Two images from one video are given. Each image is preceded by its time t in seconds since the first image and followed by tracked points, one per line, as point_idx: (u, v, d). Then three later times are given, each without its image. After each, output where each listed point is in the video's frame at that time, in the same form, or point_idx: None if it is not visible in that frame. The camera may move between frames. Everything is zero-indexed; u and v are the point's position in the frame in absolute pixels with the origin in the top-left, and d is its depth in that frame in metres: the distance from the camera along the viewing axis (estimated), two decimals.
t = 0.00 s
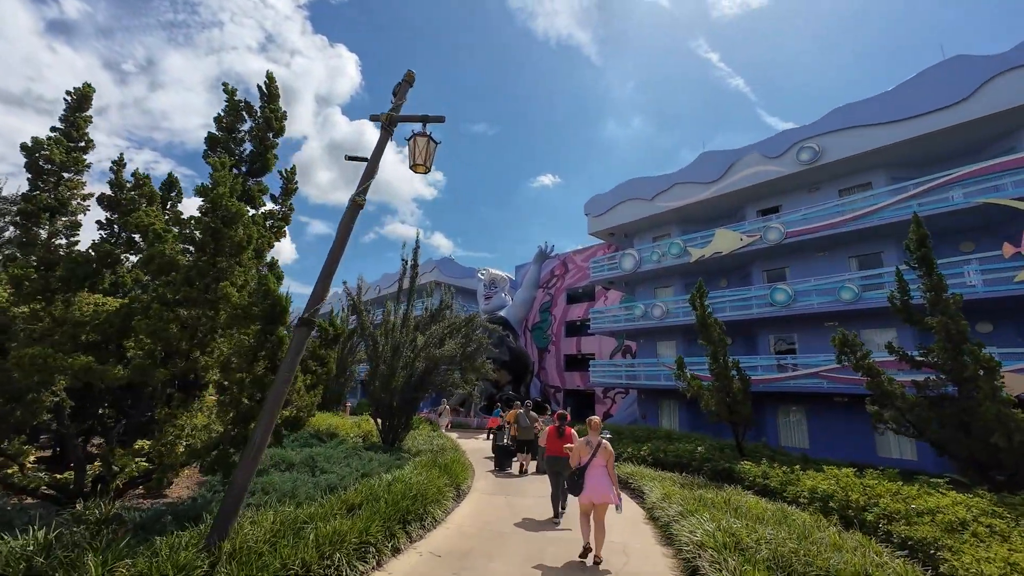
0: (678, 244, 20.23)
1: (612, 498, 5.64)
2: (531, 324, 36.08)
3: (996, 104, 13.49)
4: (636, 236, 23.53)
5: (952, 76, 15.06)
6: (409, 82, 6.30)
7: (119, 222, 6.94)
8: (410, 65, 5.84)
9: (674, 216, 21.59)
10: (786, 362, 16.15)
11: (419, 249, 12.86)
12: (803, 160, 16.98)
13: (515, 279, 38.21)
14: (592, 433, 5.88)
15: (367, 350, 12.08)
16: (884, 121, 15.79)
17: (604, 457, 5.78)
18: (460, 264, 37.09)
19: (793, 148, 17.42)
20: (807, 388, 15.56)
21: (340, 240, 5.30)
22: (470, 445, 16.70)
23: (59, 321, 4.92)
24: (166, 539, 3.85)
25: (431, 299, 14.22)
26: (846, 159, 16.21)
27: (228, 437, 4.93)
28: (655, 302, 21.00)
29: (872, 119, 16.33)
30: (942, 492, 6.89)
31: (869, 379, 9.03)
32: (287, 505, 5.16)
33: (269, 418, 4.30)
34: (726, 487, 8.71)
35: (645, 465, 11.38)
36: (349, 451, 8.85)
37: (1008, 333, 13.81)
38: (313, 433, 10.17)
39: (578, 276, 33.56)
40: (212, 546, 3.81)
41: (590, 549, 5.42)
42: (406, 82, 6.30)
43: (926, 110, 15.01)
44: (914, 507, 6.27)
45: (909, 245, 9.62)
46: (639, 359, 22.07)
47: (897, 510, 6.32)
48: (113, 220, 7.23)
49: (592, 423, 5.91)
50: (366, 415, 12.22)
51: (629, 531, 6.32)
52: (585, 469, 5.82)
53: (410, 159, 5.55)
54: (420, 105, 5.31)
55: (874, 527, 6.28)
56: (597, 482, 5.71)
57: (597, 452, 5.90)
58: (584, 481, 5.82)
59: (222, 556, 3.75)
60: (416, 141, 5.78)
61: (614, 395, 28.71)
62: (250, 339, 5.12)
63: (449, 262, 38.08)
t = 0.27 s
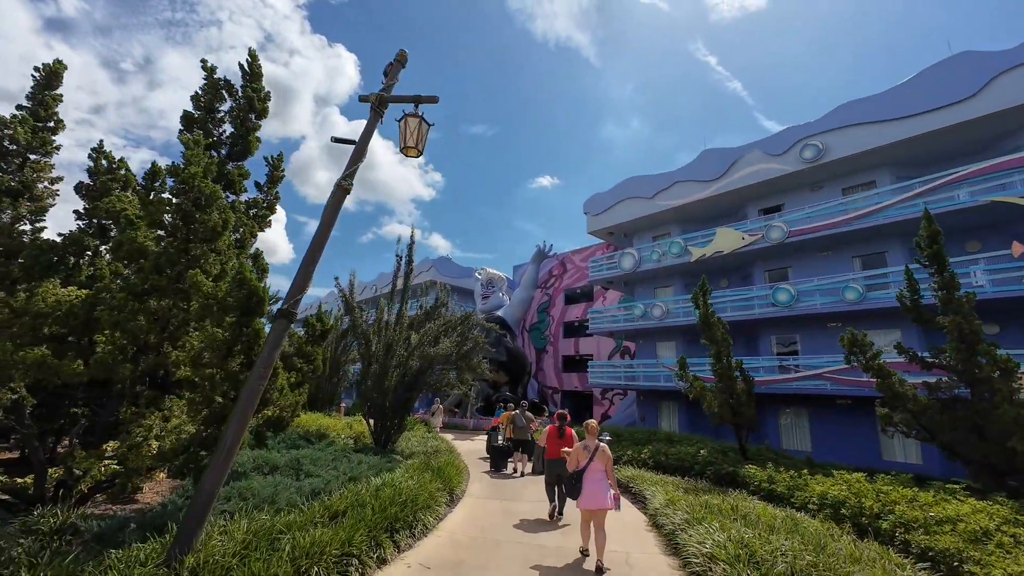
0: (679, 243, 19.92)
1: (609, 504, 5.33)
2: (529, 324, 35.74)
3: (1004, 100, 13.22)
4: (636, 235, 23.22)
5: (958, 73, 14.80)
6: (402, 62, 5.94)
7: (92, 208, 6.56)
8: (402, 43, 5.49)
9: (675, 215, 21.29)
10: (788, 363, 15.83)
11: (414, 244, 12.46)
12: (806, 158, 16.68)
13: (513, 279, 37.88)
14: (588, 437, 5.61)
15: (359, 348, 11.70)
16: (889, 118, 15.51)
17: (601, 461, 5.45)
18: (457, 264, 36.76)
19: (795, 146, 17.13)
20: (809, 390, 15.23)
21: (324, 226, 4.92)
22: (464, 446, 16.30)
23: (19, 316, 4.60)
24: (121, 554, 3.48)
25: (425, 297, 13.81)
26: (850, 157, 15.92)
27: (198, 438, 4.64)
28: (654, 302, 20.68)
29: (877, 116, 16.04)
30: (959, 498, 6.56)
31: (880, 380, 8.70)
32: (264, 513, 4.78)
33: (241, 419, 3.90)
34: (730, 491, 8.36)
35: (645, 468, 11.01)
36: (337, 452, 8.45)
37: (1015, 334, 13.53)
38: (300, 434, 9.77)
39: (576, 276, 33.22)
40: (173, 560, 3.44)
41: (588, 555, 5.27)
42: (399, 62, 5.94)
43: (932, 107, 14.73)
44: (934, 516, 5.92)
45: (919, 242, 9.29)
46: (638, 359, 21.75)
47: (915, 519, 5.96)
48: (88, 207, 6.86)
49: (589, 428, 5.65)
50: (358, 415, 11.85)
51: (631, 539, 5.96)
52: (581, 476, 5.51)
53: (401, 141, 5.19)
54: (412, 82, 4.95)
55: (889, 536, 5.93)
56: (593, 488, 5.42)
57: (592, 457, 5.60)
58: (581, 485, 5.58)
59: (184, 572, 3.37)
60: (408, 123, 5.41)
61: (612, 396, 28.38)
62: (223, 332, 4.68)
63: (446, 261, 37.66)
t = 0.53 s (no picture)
0: (680, 242, 19.62)
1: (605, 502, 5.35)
2: (528, 325, 35.40)
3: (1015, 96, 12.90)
4: (637, 235, 22.90)
5: (966, 69, 14.50)
6: (393, 45, 5.61)
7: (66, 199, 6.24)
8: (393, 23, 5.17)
9: (675, 215, 20.96)
10: (791, 365, 15.52)
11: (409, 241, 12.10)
12: (810, 156, 16.37)
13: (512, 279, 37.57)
14: (585, 435, 5.76)
15: (352, 348, 11.36)
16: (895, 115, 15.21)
17: (598, 458, 5.55)
18: (455, 264, 36.48)
19: (799, 143, 16.83)
20: (813, 392, 14.91)
21: (307, 214, 4.57)
22: (461, 449, 15.93)
23: None
24: None
25: (421, 296, 13.45)
26: (856, 154, 15.61)
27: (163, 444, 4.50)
28: (655, 302, 20.35)
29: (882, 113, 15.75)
30: (979, 507, 6.23)
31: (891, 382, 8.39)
32: (239, 525, 4.42)
33: (208, 425, 3.53)
34: (736, 498, 8.02)
35: (646, 473, 10.66)
36: (326, 457, 8.09)
37: None
38: (289, 437, 9.41)
39: (576, 276, 32.90)
40: None
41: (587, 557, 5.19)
42: (390, 45, 5.61)
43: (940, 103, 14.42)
44: (955, 527, 5.57)
45: (931, 240, 9.00)
46: (638, 361, 21.42)
47: (935, 530, 5.60)
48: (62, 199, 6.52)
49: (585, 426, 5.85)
50: (351, 417, 11.50)
51: (634, 552, 5.61)
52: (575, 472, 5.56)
53: (390, 126, 4.87)
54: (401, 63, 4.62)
55: (907, 548, 5.59)
56: (591, 485, 5.45)
57: (588, 455, 5.68)
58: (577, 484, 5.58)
59: None
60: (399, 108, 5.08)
61: (611, 398, 28.03)
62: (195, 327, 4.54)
63: (444, 261, 37.28)
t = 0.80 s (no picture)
0: (682, 240, 19.26)
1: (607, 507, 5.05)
2: (527, 325, 35.04)
3: None
4: (638, 233, 22.56)
5: (977, 61, 14.12)
6: (380, 18, 5.24)
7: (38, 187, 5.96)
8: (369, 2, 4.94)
9: (678, 212, 20.59)
10: (796, 365, 15.16)
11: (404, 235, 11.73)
12: (816, 151, 16.02)
13: (512, 279, 37.21)
14: (587, 437, 5.50)
15: (344, 346, 11.01)
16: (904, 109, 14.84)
17: (599, 462, 5.25)
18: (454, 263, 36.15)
19: (805, 138, 16.46)
20: (819, 393, 14.53)
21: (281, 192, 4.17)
22: (458, 450, 15.58)
23: None
24: None
25: (417, 292, 13.08)
26: (863, 149, 15.25)
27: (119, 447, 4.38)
28: (656, 301, 19.99)
29: (890, 107, 15.36)
30: (1002, 513, 5.85)
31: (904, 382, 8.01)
32: (205, 534, 4.05)
33: (162, 425, 3.17)
34: (742, 503, 7.67)
35: (648, 475, 10.30)
36: (313, 457, 7.74)
37: None
38: (277, 437, 9.06)
39: (576, 276, 32.53)
40: None
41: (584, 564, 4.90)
42: (378, 18, 5.24)
43: (950, 96, 14.03)
44: (980, 535, 5.17)
45: (947, 233, 8.61)
46: (639, 361, 21.05)
47: (959, 539, 5.21)
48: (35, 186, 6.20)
49: (587, 428, 5.60)
50: (343, 417, 11.15)
51: (636, 560, 5.25)
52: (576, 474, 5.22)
53: (374, 102, 4.51)
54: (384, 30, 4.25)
55: (927, 558, 5.22)
56: (591, 490, 5.11)
57: (589, 458, 5.39)
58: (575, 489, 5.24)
59: None
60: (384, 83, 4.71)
61: (612, 399, 27.65)
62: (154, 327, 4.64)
63: (443, 260, 36.90)
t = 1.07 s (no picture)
0: (686, 239, 18.85)
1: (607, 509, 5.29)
2: (528, 326, 34.65)
3: None
4: (641, 232, 22.17)
5: (992, 53, 13.65)
6: None
7: None
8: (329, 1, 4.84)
9: (681, 211, 20.18)
10: (804, 368, 14.72)
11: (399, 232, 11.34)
12: (823, 148, 15.60)
13: (513, 279, 36.82)
14: (587, 441, 5.65)
15: (336, 346, 10.62)
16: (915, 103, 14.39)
17: (599, 466, 5.44)
18: (454, 263, 35.79)
19: (812, 135, 16.04)
20: (827, 396, 14.11)
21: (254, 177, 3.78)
22: (456, 454, 15.18)
23: None
24: None
25: (412, 291, 12.68)
26: (872, 145, 14.82)
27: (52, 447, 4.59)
28: (659, 302, 19.57)
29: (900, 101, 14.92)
30: None
31: (923, 385, 7.58)
32: (163, 554, 3.66)
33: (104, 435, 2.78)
34: (752, 514, 7.24)
35: (652, 482, 9.88)
36: (299, 464, 7.36)
37: None
38: (264, 442, 8.69)
39: (577, 276, 32.12)
40: None
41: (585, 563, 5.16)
42: None
43: (964, 89, 13.57)
44: (1015, 554, 4.73)
45: (965, 229, 8.20)
46: (641, 363, 20.63)
47: (992, 558, 4.77)
48: None
49: (587, 431, 5.74)
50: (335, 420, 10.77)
51: None
52: (577, 478, 5.43)
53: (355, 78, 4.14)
54: None
55: None
56: (592, 494, 5.33)
57: (589, 462, 5.58)
58: (576, 491, 5.48)
59: None
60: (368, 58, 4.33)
61: (613, 401, 27.23)
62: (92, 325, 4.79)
63: (443, 260, 36.54)
